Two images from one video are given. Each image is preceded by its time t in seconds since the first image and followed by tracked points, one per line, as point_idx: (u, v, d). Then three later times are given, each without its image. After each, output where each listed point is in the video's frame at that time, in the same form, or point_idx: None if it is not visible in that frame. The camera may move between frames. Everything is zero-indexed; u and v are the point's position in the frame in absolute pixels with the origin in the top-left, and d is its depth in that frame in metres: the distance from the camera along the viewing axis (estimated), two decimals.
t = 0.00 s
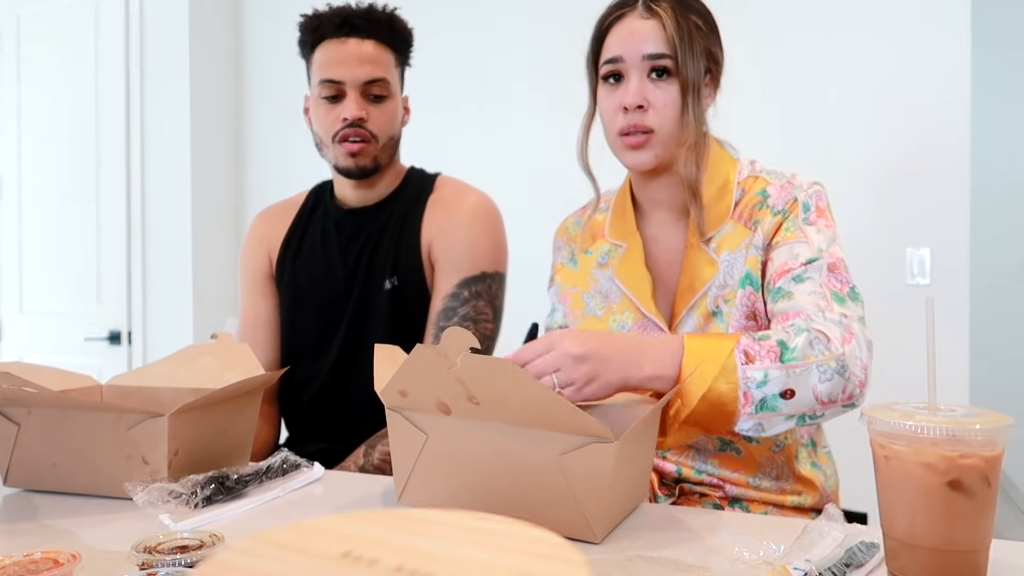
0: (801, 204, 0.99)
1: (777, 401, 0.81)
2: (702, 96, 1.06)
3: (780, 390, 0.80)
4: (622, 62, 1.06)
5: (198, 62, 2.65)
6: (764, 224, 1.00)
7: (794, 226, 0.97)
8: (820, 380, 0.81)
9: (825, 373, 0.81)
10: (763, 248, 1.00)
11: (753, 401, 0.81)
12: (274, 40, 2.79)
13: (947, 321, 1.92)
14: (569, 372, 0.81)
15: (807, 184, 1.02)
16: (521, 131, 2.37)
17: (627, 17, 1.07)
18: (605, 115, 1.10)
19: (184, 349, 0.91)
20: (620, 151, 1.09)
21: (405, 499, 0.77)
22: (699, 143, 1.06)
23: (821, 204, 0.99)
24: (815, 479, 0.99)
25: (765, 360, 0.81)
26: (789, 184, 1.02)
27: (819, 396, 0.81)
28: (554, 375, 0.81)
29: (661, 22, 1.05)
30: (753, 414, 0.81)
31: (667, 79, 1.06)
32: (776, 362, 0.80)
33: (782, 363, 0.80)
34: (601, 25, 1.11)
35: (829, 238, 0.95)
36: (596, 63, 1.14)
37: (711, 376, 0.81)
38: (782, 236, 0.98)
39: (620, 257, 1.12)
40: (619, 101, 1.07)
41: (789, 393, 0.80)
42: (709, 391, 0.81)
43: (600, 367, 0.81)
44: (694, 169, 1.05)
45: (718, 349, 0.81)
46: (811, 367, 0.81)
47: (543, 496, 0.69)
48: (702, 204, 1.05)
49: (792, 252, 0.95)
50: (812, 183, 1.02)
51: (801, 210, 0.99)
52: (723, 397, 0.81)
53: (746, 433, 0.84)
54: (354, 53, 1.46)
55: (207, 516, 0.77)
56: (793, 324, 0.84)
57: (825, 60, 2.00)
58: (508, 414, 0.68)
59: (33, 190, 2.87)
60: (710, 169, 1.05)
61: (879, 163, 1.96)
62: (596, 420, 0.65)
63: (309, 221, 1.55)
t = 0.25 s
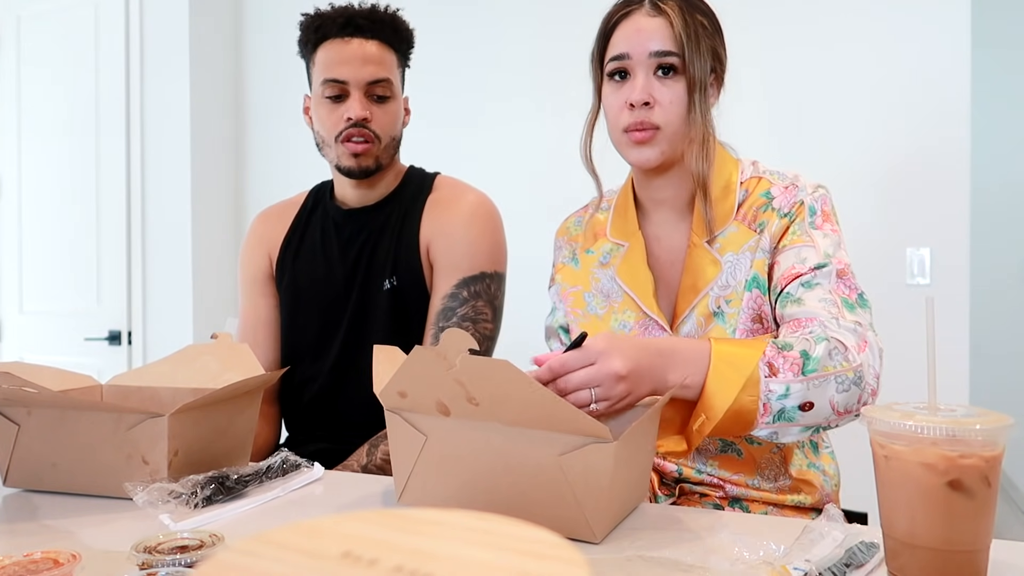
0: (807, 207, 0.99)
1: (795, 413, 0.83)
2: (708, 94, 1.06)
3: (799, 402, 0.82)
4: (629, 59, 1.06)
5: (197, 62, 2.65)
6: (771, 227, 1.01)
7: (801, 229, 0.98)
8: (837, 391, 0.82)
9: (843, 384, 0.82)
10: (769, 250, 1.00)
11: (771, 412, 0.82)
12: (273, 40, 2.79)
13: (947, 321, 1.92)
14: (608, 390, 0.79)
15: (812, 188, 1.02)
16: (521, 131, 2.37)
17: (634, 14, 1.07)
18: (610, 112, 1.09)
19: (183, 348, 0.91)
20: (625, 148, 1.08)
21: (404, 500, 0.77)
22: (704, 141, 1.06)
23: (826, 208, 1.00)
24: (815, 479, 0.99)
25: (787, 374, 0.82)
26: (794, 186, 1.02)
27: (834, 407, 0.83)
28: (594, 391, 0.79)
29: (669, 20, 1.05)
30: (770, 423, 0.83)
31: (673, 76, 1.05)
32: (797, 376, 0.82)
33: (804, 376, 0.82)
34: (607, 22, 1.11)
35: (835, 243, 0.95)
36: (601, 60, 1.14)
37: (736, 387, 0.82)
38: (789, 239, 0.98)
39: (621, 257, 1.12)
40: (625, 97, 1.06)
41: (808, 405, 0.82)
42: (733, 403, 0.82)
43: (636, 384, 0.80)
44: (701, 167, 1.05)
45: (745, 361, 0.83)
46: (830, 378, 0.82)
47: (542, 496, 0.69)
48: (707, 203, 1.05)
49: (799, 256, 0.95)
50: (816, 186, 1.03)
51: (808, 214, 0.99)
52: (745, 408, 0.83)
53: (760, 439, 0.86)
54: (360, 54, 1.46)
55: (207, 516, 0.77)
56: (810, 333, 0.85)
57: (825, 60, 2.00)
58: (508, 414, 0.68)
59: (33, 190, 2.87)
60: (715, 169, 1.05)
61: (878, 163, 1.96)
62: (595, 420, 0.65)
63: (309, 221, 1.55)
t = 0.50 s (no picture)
0: (812, 210, 0.99)
1: (802, 413, 0.82)
2: (712, 94, 1.06)
3: (807, 403, 0.82)
4: (633, 58, 1.06)
5: (198, 62, 2.65)
6: (774, 228, 1.01)
7: (805, 232, 0.98)
8: (844, 394, 0.82)
9: (850, 388, 0.82)
10: (773, 252, 1.00)
11: (778, 410, 0.82)
12: (274, 40, 2.79)
13: (948, 321, 1.92)
14: (622, 375, 0.79)
15: (816, 190, 1.02)
16: (521, 131, 2.37)
17: (638, 14, 1.07)
18: (614, 111, 1.09)
19: (184, 348, 0.91)
20: (628, 147, 1.08)
21: (405, 500, 0.77)
22: (707, 141, 1.06)
23: (830, 211, 1.00)
24: (816, 480, 0.99)
25: (797, 374, 0.82)
26: (798, 187, 1.02)
27: (841, 410, 0.83)
28: (608, 375, 0.79)
29: (673, 20, 1.05)
30: (776, 422, 0.83)
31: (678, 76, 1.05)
32: (807, 376, 0.82)
33: (813, 377, 0.82)
34: (612, 21, 1.11)
35: (839, 246, 0.96)
36: (605, 59, 1.14)
37: (747, 383, 0.82)
38: (793, 242, 0.98)
39: (622, 257, 1.12)
40: (629, 97, 1.06)
41: (815, 406, 0.82)
42: (742, 399, 0.82)
43: (649, 371, 0.81)
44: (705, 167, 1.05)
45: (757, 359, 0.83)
46: (838, 381, 0.82)
47: (542, 496, 0.69)
48: (710, 204, 1.05)
49: (804, 259, 0.95)
50: (820, 188, 1.03)
51: (812, 216, 0.99)
52: (753, 405, 0.82)
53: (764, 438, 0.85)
54: (366, 54, 1.46)
55: (207, 516, 0.77)
56: (820, 335, 0.85)
57: (825, 60, 2.00)
58: (508, 415, 0.68)
59: (33, 190, 2.87)
60: (719, 169, 1.05)
61: (878, 163, 1.96)
62: (595, 420, 0.65)
63: (309, 221, 1.55)
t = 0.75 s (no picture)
0: (815, 214, 0.99)
1: (800, 413, 0.85)
2: (713, 97, 1.06)
3: (806, 404, 0.84)
4: (634, 60, 1.06)
5: (198, 62, 2.65)
6: (776, 231, 1.00)
7: (808, 236, 0.98)
8: (844, 398, 0.84)
9: (850, 392, 0.84)
10: (775, 255, 1.00)
11: (777, 410, 0.84)
12: (274, 39, 2.79)
13: (949, 320, 1.92)
14: (628, 358, 0.81)
15: (819, 194, 1.02)
16: (521, 131, 2.37)
17: (640, 15, 1.07)
18: (615, 113, 1.09)
19: (184, 348, 0.90)
20: (629, 149, 1.08)
21: (404, 500, 0.77)
22: (708, 143, 1.06)
23: (834, 216, 1.00)
24: (816, 480, 0.98)
25: (798, 375, 0.84)
26: (801, 190, 1.02)
27: (839, 413, 0.85)
28: (614, 355, 0.80)
29: (674, 22, 1.05)
30: (774, 421, 0.85)
31: (679, 78, 1.05)
32: (808, 378, 0.83)
33: (814, 379, 0.84)
34: (613, 23, 1.11)
35: (843, 250, 0.96)
36: (606, 60, 1.14)
37: (748, 381, 0.84)
38: (796, 246, 0.98)
39: (622, 257, 1.12)
40: (630, 99, 1.06)
41: (814, 408, 0.84)
42: (743, 396, 0.84)
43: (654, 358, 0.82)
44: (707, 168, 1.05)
45: (761, 359, 0.84)
46: (838, 385, 0.84)
47: (542, 496, 0.69)
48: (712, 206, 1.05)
49: (807, 263, 0.95)
50: (823, 192, 1.03)
51: (816, 221, 0.99)
52: (753, 403, 0.84)
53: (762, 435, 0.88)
54: (369, 54, 1.46)
55: (207, 516, 0.77)
56: (823, 339, 0.87)
57: (826, 59, 2.00)
58: (508, 415, 0.68)
59: (33, 190, 2.87)
60: (721, 170, 1.06)
61: (878, 164, 1.96)
62: (595, 421, 0.65)
63: (309, 222, 1.55)
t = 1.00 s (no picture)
0: (814, 209, 0.99)
1: (795, 401, 0.81)
2: (709, 99, 1.06)
3: (800, 389, 0.80)
4: (630, 63, 1.06)
5: (198, 62, 2.65)
6: (775, 227, 1.00)
7: (806, 231, 0.98)
8: (837, 384, 0.81)
9: (843, 378, 0.81)
10: (774, 251, 1.00)
11: (771, 397, 0.80)
12: (274, 40, 2.79)
13: (948, 321, 1.92)
14: (605, 342, 0.79)
15: (818, 191, 1.02)
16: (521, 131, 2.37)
17: (635, 17, 1.07)
18: (613, 115, 1.09)
19: (184, 348, 0.90)
20: (626, 151, 1.09)
21: (405, 499, 0.77)
22: (705, 144, 1.05)
23: (832, 212, 0.99)
24: (817, 479, 0.98)
25: (789, 359, 0.80)
26: (801, 187, 1.02)
27: (834, 401, 0.82)
28: (590, 345, 0.79)
29: (670, 24, 1.05)
30: (769, 410, 0.81)
31: (675, 80, 1.05)
32: (800, 361, 0.80)
33: (806, 363, 0.80)
34: (610, 25, 1.11)
35: (841, 245, 0.95)
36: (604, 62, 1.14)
37: (737, 365, 0.79)
38: (794, 240, 0.98)
39: (623, 256, 1.12)
40: (626, 102, 1.06)
41: (808, 393, 0.80)
42: (733, 381, 0.79)
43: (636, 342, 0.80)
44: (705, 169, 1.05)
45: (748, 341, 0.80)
46: (830, 370, 0.81)
47: (542, 496, 0.69)
48: (709, 206, 1.05)
49: (804, 257, 0.95)
50: (823, 189, 1.03)
51: (814, 216, 0.99)
52: (745, 389, 0.80)
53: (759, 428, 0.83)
54: (376, 52, 1.46)
55: (207, 516, 0.77)
56: (815, 327, 0.84)
57: (826, 60, 2.00)
58: (510, 414, 0.68)
59: (33, 190, 2.87)
60: (717, 171, 1.05)
61: (878, 164, 1.96)
62: (596, 420, 0.65)
63: (310, 221, 1.55)
